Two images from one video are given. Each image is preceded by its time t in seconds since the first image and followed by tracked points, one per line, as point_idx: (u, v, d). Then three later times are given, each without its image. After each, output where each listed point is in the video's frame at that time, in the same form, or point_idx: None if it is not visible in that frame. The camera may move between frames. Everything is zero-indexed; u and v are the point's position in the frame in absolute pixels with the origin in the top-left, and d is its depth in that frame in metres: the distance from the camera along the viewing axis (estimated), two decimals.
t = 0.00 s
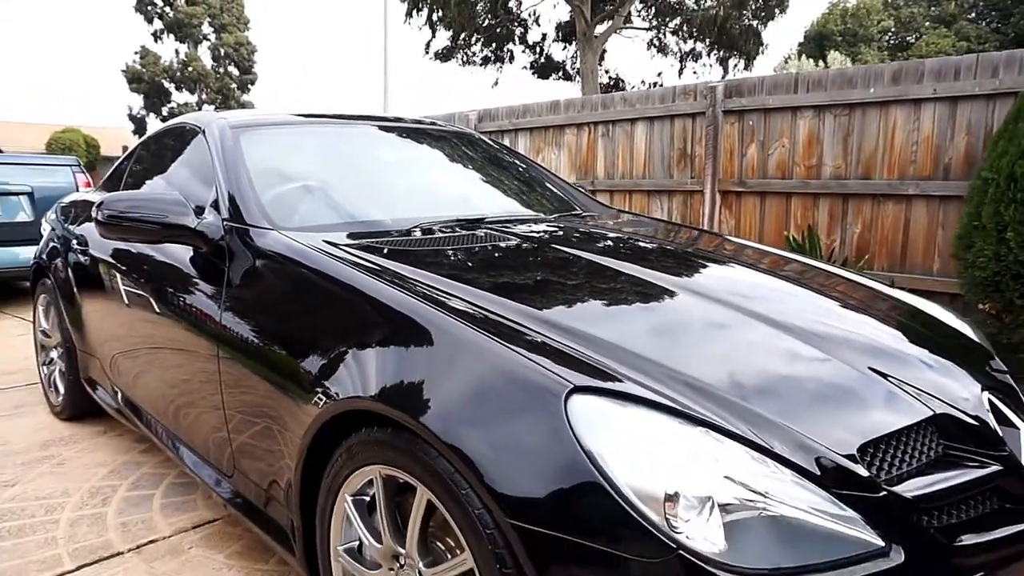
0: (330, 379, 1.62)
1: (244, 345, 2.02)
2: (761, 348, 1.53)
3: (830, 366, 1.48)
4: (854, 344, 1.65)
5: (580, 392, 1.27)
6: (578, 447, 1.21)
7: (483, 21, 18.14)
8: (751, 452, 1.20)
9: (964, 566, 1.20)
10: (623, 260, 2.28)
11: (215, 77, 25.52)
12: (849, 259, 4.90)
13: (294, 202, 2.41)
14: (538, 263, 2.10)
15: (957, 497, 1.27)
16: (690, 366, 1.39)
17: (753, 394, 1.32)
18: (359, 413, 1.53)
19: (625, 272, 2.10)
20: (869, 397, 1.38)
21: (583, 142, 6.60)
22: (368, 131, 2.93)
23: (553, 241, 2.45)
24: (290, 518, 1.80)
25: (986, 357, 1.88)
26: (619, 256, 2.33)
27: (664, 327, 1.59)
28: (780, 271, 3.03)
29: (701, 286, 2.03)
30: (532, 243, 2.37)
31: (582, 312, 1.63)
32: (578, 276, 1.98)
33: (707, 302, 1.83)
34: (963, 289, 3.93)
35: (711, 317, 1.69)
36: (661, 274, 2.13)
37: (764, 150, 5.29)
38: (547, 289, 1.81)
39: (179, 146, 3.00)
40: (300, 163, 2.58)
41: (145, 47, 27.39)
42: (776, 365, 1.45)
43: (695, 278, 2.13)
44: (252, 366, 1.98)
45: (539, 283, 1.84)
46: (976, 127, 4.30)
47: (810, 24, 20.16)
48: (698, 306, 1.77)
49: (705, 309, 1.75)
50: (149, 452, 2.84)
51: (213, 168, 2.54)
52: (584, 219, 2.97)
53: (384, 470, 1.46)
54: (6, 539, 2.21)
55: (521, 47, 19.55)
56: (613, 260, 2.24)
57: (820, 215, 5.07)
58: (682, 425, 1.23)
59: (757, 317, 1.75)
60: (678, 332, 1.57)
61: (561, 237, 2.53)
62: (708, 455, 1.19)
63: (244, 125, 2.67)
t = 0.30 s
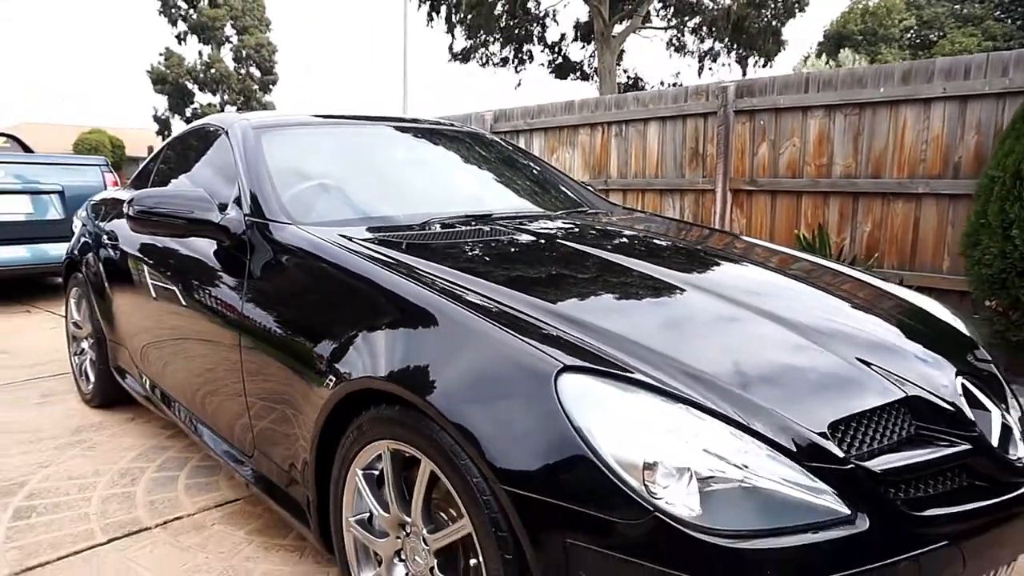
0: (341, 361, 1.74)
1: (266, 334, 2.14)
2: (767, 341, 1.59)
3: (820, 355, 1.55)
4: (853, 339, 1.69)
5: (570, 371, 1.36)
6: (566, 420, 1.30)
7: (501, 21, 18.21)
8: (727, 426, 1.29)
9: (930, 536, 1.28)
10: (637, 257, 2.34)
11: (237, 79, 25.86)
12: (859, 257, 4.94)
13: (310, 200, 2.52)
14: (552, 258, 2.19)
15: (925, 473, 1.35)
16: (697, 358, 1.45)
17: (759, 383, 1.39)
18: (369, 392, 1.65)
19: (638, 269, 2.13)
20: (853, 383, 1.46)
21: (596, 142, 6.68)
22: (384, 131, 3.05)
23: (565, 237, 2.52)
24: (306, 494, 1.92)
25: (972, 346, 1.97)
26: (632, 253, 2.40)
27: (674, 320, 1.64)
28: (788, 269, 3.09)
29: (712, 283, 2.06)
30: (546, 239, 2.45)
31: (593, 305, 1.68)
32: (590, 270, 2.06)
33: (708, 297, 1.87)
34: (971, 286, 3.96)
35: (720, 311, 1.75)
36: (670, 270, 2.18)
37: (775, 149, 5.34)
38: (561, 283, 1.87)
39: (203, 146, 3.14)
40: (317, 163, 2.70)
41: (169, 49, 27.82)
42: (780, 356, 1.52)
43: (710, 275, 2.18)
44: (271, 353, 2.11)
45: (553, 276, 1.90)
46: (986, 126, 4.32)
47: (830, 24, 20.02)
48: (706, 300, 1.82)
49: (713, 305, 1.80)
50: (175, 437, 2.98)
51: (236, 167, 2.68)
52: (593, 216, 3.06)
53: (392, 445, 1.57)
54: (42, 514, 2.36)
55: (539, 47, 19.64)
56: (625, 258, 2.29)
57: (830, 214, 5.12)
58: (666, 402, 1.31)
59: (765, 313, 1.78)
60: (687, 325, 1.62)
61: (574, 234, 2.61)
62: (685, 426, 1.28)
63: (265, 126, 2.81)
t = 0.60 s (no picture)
0: (352, 348, 1.84)
1: (283, 325, 2.24)
2: (771, 333, 1.65)
3: (813, 344, 1.62)
4: (851, 332, 1.75)
5: (566, 356, 1.44)
6: (563, 403, 1.38)
7: (515, 22, 18.26)
8: (714, 406, 1.36)
9: (907, 514, 1.36)
10: (648, 254, 2.40)
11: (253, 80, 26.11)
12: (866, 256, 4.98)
13: (325, 198, 2.62)
14: (562, 254, 2.26)
15: (904, 454, 1.43)
16: (700, 348, 1.51)
17: (762, 372, 1.46)
18: (380, 376, 1.74)
19: (649, 266, 2.18)
20: (841, 370, 1.53)
21: (607, 141, 6.76)
22: (397, 131, 3.16)
23: (575, 235, 2.60)
24: (320, 475, 2.02)
25: (960, 337, 2.06)
26: (643, 250, 2.47)
27: (683, 313, 1.69)
28: (795, 266, 3.14)
29: (721, 278, 2.11)
30: (556, 237, 2.53)
31: (605, 298, 1.73)
32: (601, 266, 2.13)
33: (713, 292, 1.92)
34: (975, 284, 4.00)
35: (730, 305, 1.80)
36: (678, 267, 2.23)
37: (784, 148, 5.39)
38: (577, 277, 1.92)
39: (223, 146, 3.25)
40: (332, 162, 2.80)
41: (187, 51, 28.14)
42: (782, 346, 1.58)
43: (720, 272, 2.24)
44: (288, 343, 2.20)
45: (563, 271, 1.97)
46: (993, 126, 4.34)
47: (846, 23, 19.89)
48: (715, 294, 1.87)
49: (721, 299, 1.86)
50: (196, 426, 3.10)
51: (255, 166, 2.79)
52: (600, 214, 3.14)
53: (402, 426, 1.66)
54: (70, 496, 2.48)
55: (553, 48, 19.71)
56: (637, 255, 2.35)
57: (838, 212, 5.16)
58: (657, 384, 1.38)
59: (771, 309, 1.84)
60: (696, 317, 1.68)
61: (585, 232, 2.68)
62: (675, 407, 1.35)
63: (282, 126, 2.92)
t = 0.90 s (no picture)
0: (363, 335, 1.95)
1: (300, 315, 2.34)
2: (769, 324, 1.74)
3: (808, 335, 1.70)
4: (844, 324, 1.83)
5: (566, 340, 1.53)
6: (563, 384, 1.48)
7: (526, 22, 18.33)
8: (705, 388, 1.45)
9: (887, 489, 1.44)
10: (654, 250, 2.49)
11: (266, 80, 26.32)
12: (869, 255, 5.05)
13: (340, 194, 2.73)
14: (569, 249, 2.36)
15: (885, 434, 1.51)
16: (698, 337, 1.59)
17: (761, 361, 1.55)
18: (392, 360, 1.84)
19: (655, 262, 2.26)
20: (827, 357, 1.62)
21: (615, 141, 6.84)
22: (408, 131, 3.26)
23: (582, 231, 2.69)
24: (334, 457, 2.13)
25: (947, 329, 2.16)
26: (648, 246, 2.55)
27: (688, 306, 1.78)
28: (798, 262, 3.22)
29: (724, 274, 2.20)
30: (564, 232, 2.62)
31: (613, 291, 1.81)
32: (607, 261, 2.22)
33: (715, 286, 2.01)
34: (976, 281, 4.06)
35: (734, 299, 1.89)
36: (683, 262, 2.32)
37: (789, 147, 5.46)
38: (586, 272, 2.01)
39: (240, 144, 3.37)
40: (346, 160, 2.91)
41: (200, 51, 28.39)
42: (777, 337, 1.67)
43: (723, 268, 2.32)
44: (304, 332, 2.31)
45: (572, 266, 2.06)
46: (996, 126, 4.39)
47: (858, 23, 19.83)
48: (720, 289, 1.95)
49: (723, 293, 1.94)
50: (214, 414, 3.21)
51: (272, 164, 2.90)
52: (606, 211, 3.23)
53: (413, 407, 1.76)
54: (95, 477, 2.60)
55: (563, 49, 19.78)
56: (644, 252, 2.43)
57: (842, 211, 5.23)
58: (652, 367, 1.48)
59: (772, 303, 1.92)
60: (700, 310, 1.76)
61: (592, 228, 2.77)
62: (669, 389, 1.44)
63: (298, 125, 3.03)
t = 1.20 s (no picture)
0: (376, 328, 2.04)
1: (313, 309, 2.43)
2: (767, 319, 1.82)
3: (804, 330, 1.79)
4: (838, 319, 1.92)
5: (570, 332, 1.62)
6: (567, 373, 1.57)
7: (532, 23, 18.39)
8: (700, 377, 1.54)
9: (874, 471, 1.53)
10: (657, 248, 2.58)
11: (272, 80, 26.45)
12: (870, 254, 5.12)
13: (352, 193, 2.82)
14: (574, 247, 2.44)
15: (873, 420, 1.60)
16: (698, 331, 1.68)
17: (759, 353, 1.63)
18: (404, 351, 1.94)
19: (659, 260, 2.35)
20: (817, 348, 1.71)
21: (619, 142, 6.92)
22: (417, 132, 3.36)
23: (587, 229, 2.78)
24: (348, 445, 2.23)
25: (937, 324, 2.25)
26: (652, 244, 2.64)
27: (690, 301, 1.86)
28: (798, 260, 3.30)
29: (726, 272, 2.28)
30: (570, 231, 2.71)
31: (618, 288, 1.90)
32: (612, 259, 2.31)
33: (717, 283, 2.09)
34: (973, 279, 4.13)
35: (735, 296, 1.97)
36: (685, 260, 2.40)
37: (791, 148, 5.54)
38: (591, 269, 2.09)
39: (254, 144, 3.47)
40: (357, 160, 3.01)
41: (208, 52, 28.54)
42: (775, 331, 1.75)
43: (725, 266, 2.41)
44: (317, 325, 2.40)
45: (578, 263, 2.15)
46: (995, 127, 4.46)
47: (863, 23, 19.85)
48: (722, 286, 2.04)
49: (725, 290, 2.02)
50: (228, 407, 3.32)
51: (287, 164, 3.00)
52: (610, 210, 3.32)
53: (424, 396, 1.86)
54: (117, 466, 2.71)
55: (568, 49, 19.84)
56: (647, 250, 2.52)
57: (843, 211, 5.30)
58: (652, 357, 1.56)
59: (772, 300, 2.01)
60: (701, 306, 1.84)
61: (597, 227, 2.86)
62: (667, 378, 1.53)
63: (311, 126, 3.13)
